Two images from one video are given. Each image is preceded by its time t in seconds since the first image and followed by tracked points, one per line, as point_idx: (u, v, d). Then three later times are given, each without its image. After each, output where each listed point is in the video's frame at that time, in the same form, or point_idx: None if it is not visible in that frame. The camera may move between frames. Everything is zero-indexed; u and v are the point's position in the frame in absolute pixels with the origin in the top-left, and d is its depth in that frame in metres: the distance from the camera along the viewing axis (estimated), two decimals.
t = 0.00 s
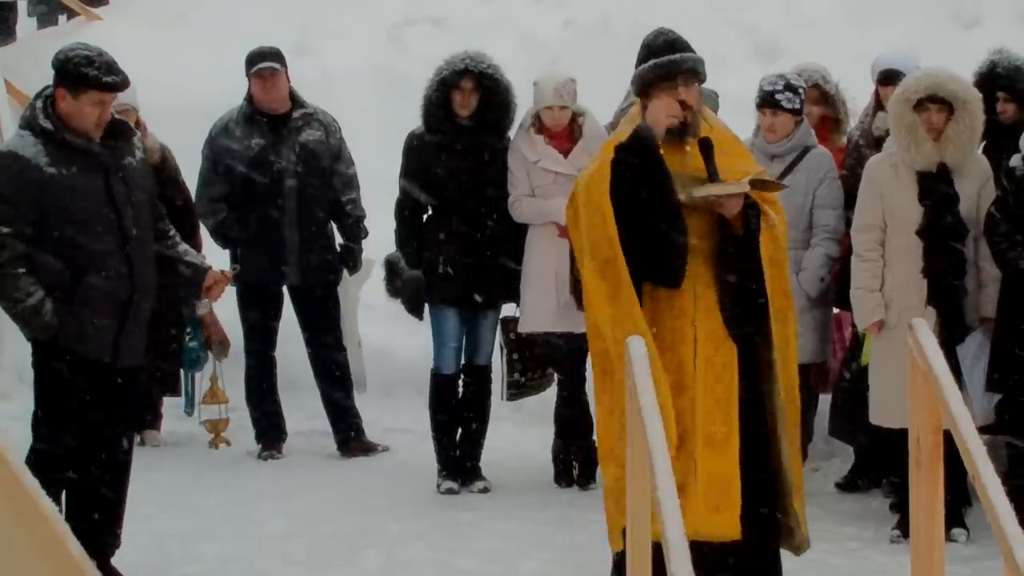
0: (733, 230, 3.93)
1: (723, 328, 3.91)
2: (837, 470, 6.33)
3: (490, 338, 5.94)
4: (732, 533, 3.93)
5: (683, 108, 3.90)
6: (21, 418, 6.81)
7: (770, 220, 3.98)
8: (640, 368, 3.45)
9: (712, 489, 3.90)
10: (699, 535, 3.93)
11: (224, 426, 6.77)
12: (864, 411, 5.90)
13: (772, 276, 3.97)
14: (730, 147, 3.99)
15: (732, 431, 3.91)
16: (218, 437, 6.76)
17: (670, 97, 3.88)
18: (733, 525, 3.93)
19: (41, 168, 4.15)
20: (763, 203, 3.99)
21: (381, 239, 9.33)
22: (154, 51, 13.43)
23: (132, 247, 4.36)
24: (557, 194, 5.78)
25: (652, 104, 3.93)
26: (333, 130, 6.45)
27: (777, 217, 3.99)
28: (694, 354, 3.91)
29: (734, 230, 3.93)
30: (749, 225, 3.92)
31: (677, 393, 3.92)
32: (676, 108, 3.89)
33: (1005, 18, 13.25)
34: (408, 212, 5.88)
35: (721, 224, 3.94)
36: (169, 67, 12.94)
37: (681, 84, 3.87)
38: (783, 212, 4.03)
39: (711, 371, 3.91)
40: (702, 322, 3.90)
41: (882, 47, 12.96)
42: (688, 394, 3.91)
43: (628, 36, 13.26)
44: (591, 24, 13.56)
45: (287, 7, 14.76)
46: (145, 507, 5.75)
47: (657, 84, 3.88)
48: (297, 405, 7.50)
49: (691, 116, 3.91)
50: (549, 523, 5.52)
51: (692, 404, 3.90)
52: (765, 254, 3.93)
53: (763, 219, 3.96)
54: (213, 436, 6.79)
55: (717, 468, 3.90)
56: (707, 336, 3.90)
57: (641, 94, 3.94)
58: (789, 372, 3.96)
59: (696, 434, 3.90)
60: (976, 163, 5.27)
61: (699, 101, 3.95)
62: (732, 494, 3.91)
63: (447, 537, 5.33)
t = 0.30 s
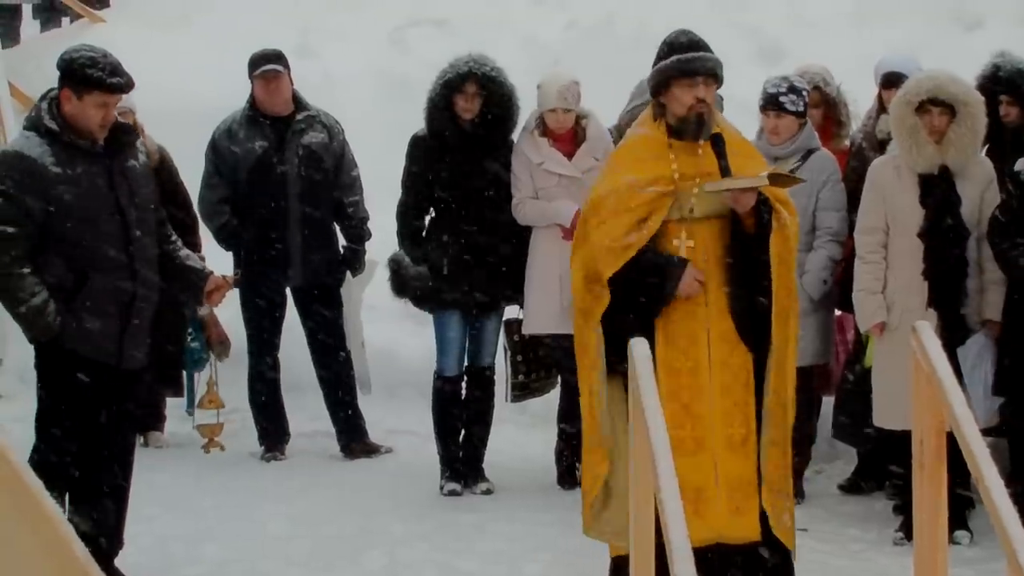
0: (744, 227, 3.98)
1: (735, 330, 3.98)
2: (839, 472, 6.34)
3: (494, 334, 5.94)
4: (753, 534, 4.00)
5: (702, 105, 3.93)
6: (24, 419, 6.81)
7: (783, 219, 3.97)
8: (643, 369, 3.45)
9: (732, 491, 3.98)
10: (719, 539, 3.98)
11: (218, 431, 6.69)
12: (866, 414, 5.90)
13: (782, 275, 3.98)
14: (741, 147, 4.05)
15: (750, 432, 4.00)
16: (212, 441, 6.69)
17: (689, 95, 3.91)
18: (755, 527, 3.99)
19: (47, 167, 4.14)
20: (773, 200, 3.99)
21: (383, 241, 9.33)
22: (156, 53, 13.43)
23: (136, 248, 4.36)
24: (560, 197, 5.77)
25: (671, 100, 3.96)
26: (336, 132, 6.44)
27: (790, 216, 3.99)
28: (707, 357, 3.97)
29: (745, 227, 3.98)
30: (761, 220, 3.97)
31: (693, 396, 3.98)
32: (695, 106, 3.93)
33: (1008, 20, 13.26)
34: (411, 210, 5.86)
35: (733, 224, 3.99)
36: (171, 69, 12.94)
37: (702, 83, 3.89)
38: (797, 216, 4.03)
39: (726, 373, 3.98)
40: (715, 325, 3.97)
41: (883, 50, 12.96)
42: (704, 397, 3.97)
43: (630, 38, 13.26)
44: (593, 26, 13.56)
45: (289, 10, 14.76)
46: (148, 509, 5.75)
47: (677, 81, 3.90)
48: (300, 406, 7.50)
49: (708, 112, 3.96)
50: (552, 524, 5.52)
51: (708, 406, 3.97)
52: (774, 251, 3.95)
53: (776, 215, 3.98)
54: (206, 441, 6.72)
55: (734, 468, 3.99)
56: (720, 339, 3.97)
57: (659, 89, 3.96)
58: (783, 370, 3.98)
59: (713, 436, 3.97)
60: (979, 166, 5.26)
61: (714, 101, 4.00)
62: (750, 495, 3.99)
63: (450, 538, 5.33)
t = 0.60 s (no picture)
0: (754, 229, 3.97)
1: (743, 329, 3.99)
2: (842, 471, 6.35)
3: (496, 334, 5.94)
4: (760, 534, 4.00)
5: (708, 105, 3.94)
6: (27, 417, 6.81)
7: (790, 219, 3.97)
8: (647, 370, 3.44)
9: (739, 490, 3.99)
10: (725, 538, 3.98)
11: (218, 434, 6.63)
12: (868, 413, 5.91)
13: (786, 275, 3.96)
14: (751, 148, 4.03)
15: (756, 431, 4.00)
16: (211, 443, 6.64)
17: (697, 94, 3.93)
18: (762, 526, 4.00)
19: (47, 164, 4.13)
20: (783, 200, 3.99)
21: (386, 241, 9.33)
22: (158, 52, 13.43)
23: (136, 247, 4.34)
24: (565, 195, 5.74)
25: (678, 98, 3.98)
26: (340, 131, 6.44)
27: (796, 216, 3.99)
28: (714, 356, 3.98)
29: (755, 229, 3.97)
30: (769, 221, 3.96)
31: (699, 396, 3.99)
32: (701, 106, 3.94)
33: (1010, 20, 13.26)
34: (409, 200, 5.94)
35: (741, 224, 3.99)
36: (173, 68, 12.94)
37: (709, 82, 3.91)
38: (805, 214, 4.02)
39: (732, 373, 3.99)
40: (721, 325, 3.97)
41: (886, 50, 12.97)
42: (710, 397, 3.98)
43: (632, 38, 13.27)
44: (595, 25, 13.56)
45: (291, 9, 14.77)
46: (150, 507, 5.75)
47: (684, 80, 3.92)
48: (302, 405, 7.50)
49: (716, 112, 3.96)
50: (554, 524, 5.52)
51: (715, 406, 3.97)
52: (782, 251, 3.93)
53: (785, 215, 3.97)
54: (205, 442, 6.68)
55: (741, 469, 3.99)
56: (726, 338, 3.98)
57: (666, 88, 3.98)
58: (789, 370, 3.99)
59: (720, 435, 3.97)
60: (979, 165, 5.25)
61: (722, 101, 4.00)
62: (756, 494, 4.00)
63: (452, 537, 5.33)
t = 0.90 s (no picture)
0: (755, 231, 4.00)
1: (742, 329, 4.00)
2: (839, 474, 6.34)
3: (493, 344, 5.94)
4: (759, 535, 4.00)
5: (706, 105, 3.97)
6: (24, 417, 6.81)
7: (789, 220, 4.02)
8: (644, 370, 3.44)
9: (737, 491, 3.98)
10: (721, 538, 3.98)
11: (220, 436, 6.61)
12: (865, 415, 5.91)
13: (788, 277, 4.02)
14: (750, 150, 4.07)
15: (755, 432, 4.01)
16: (213, 445, 6.61)
17: (694, 94, 3.95)
18: (759, 527, 4.00)
19: (42, 161, 4.13)
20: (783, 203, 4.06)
21: (385, 241, 9.33)
22: (157, 52, 13.43)
23: (130, 248, 4.33)
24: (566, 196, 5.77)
25: (677, 99, 4.00)
26: (337, 132, 6.45)
27: (795, 218, 4.05)
28: (714, 356, 3.98)
29: (756, 230, 4.00)
30: (770, 222, 3.99)
31: (698, 395, 3.99)
32: (699, 106, 3.97)
33: (1010, 23, 13.26)
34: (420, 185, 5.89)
35: (742, 225, 4.01)
36: (172, 68, 12.93)
37: (708, 82, 3.93)
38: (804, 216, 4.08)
39: (732, 373, 3.99)
40: (721, 325, 3.98)
41: (885, 52, 12.97)
42: (710, 397, 3.98)
43: (631, 39, 13.27)
44: (595, 26, 13.54)
45: (291, 9, 14.76)
46: (147, 508, 5.74)
47: (682, 80, 3.93)
48: (300, 406, 7.49)
49: (713, 113, 3.99)
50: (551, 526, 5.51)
51: (714, 405, 3.97)
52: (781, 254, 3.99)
53: (784, 218, 4.02)
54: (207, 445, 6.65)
55: (739, 470, 3.99)
56: (726, 338, 3.99)
57: (664, 88, 4.00)
58: (796, 370, 4.01)
59: (718, 435, 3.97)
60: (975, 168, 5.18)
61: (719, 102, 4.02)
62: (754, 494, 3.99)
63: (449, 539, 5.32)
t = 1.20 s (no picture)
0: (756, 232, 3.97)
1: (744, 330, 3.99)
2: (841, 476, 6.34)
3: (495, 339, 5.92)
4: (760, 535, 3.99)
5: (704, 107, 3.98)
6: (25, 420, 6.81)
7: (791, 220, 4.03)
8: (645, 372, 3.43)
9: (740, 492, 3.97)
10: (724, 539, 3.98)
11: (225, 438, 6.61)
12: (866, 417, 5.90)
13: (793, 277, 4.03)
14: (751, 151, 4.08)
15: (757, 432, 4.00)
16: (219, 447, 6.61)
17: (692, 97, 3.96)
18: (763, 527, 3.99)
19: (36, 161, 4.12)
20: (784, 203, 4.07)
21: (386, 243, 9.33)
22: (158, 53, 13.43)
23: (124, 252, 4.30)
24: (569, 199, 5.78)
25: (674, 103, 4.00)
26: (337, 133, 6.41)
27: (796, 216, 4.07)
28: (715, 358, 3.97)
29: (758, 231, 3.97)
30: (773, 223, 3.97)
31: (699, 396, 3.98)
32: (697, 109, 3.98)
33: (1011, 24, 13.26)
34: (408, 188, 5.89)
35: (744, 225, 3.99)
36: (174, 70, 12.92)
37: (705, 83, 3.94)
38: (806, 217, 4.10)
39: (733, 374, 3.98)
40: (722, 324, 3.97)
41: (886, 54, 12.98)
42: (711, 397, 3.97)
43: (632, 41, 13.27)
44: (596, 27, 13.54)
45: (292, 10, 14.77)
46: (148, 510, 5.74)
47: (680, 83, 3.95)
48: (301, 408, 7.49)
49: (711, 117, 4.00)
50: (552, 527, 5.51)
51: (715, 407, 3.96)
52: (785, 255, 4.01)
53: (786, 216, 4.03)
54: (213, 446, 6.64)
55: (742, 471, 3.98)
56: (727, 338, 3.98)
57: (662, 92, 4.01)
58: (802, 370, 4.03)
59: (721, 436, 3.96)
60: (977, 170, 5.16)
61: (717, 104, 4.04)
62: (757, 495, 3.99)
63: (450, 540, 5.32)
